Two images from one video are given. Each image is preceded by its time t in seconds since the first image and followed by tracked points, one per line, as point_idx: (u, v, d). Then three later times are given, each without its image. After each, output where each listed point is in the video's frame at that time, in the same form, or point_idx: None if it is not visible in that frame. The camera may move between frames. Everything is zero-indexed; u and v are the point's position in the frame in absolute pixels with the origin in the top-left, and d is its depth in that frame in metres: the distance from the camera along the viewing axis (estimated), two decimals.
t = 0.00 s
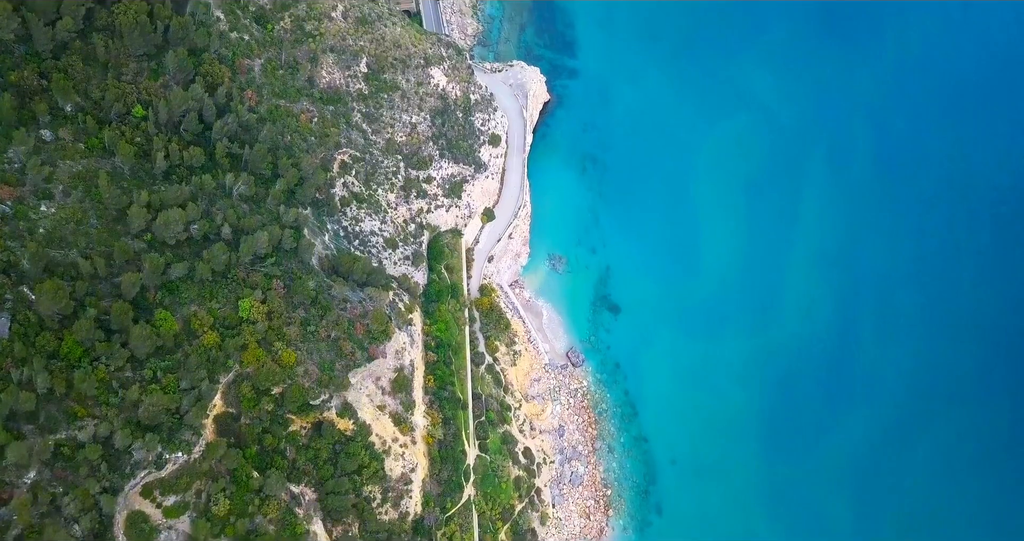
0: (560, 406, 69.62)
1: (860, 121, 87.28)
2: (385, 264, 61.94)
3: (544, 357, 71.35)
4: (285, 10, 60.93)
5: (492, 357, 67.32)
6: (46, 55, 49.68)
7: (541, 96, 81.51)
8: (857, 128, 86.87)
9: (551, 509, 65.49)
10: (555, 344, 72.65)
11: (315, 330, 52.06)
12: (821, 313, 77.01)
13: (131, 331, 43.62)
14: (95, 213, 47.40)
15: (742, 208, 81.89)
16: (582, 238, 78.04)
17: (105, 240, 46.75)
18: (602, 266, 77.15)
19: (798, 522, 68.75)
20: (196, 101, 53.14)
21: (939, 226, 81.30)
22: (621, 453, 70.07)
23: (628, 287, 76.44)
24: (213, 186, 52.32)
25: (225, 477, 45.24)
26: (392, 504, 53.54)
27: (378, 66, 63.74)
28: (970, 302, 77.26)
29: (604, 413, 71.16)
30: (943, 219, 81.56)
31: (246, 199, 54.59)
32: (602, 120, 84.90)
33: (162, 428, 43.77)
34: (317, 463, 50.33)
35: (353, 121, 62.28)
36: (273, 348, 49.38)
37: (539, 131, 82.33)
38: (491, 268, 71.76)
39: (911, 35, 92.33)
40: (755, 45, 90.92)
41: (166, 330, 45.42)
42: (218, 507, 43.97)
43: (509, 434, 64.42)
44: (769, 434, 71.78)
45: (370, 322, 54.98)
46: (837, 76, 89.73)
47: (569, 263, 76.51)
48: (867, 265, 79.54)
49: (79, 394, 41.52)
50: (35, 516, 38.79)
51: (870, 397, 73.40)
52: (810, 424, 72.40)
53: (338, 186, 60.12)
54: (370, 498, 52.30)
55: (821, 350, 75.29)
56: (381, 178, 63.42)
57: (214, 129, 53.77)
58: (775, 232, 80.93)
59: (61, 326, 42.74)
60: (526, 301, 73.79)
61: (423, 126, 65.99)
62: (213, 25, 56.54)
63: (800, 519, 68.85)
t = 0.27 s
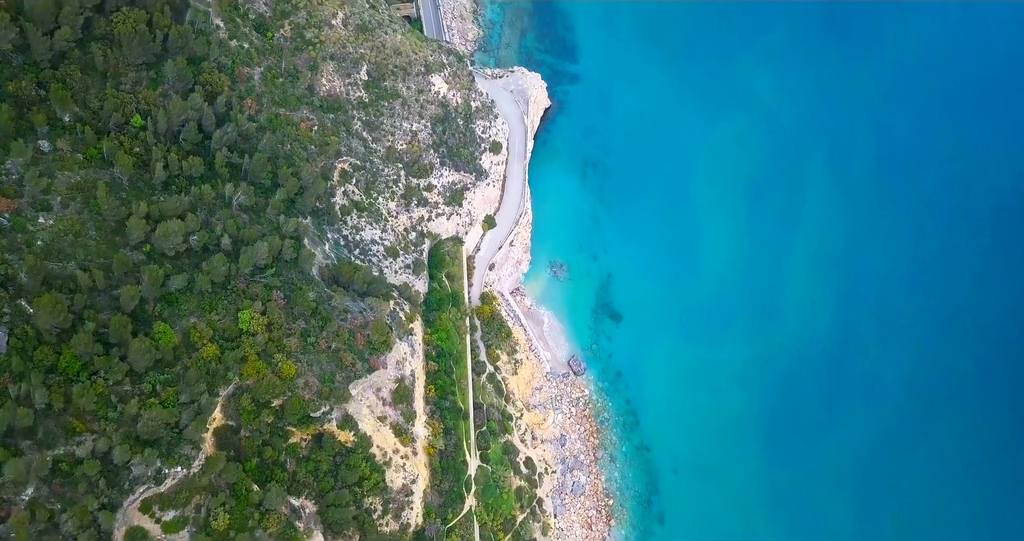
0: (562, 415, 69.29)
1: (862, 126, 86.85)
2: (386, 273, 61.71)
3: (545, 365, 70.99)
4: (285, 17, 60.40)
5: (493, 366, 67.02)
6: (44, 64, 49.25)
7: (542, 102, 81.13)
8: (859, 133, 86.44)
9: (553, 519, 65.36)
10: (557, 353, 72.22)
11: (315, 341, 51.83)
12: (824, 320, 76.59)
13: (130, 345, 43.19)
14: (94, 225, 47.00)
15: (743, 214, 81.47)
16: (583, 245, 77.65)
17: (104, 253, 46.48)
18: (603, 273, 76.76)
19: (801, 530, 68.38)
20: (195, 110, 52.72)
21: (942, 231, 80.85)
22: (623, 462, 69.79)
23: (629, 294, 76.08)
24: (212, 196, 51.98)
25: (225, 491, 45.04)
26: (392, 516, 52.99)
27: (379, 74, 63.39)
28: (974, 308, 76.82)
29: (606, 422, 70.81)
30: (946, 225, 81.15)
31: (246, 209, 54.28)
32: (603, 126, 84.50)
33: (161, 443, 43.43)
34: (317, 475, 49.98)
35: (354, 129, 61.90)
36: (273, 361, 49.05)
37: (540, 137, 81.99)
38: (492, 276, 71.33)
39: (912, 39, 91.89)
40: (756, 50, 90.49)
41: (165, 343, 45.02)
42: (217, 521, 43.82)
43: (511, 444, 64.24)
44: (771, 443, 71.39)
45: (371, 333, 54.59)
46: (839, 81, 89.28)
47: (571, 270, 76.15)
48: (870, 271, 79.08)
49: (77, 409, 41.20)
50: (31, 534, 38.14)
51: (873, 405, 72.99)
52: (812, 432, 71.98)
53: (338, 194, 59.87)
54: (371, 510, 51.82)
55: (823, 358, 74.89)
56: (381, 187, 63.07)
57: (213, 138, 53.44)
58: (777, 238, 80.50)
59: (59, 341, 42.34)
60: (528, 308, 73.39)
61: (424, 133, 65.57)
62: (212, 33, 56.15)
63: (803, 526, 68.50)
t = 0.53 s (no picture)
0: (564, 426, 69.08)
1: (865, 133, 86.48)
2: (387, 283, 61.33)
3: (547, 375, 70.58)
4: (285, 26, 59.90)
5: (495, 377, 66.47)
6: (42, 76, 48.76)
7: (543, 109, 80.72)
8: (862, 140, 86.07)
9: (555, 531, 65.02)
10: (559, 362, 71.97)
11: (315, 355, 51.32)
12: (827, 330, 76.34)
13: (129, 361, 42.73)
14: (92, 238, 46.60)
15: (746, 223, 81.14)
16: (585, 253, 77.31)
17: (103, 267, 46.20)
18: (605, 281, 76.43)
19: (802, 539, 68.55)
20: (194, 121, 52.27)
21: (945, 240, 80.63)
22: (625, 474, 69.72)
23: (632, 304, 75.81)
24: (212, 208, 51.56)
25: (225, 508, 44.73)
26: (394, 530, 52.63)
27: (380, 83, 62.89)
28: (977, 317, 76.65)
29: (608, 432, 70.68)
30: (949, 234, 80.96)
31: (246, 220, 53.87)
32: (605, 133, 84.09)
33: (160, 460, 43.08)
34: (318, 490, 49.56)
35: (354, 139, 61.53)
36: (273, 375, 48.68)
37: (541, 145, 81.62)
38: (493, 285, 70.99)
39: (915, 45, 91.40)
40: (758, 56, 90.06)
41: (164, 358, 44.62)
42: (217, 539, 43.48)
43: (512, 456, 63.72)
44: (774, 453, 71.30)
45: (372, 346, 54.21)
46: (841, 88, 88.86)
47: (572, 279, 75.79)
48: (873, 280, 78.78)
49: (75, 426, 40.87)
50: None
51: (875, 415, 72.98)
52: (816, 442, 71.90)
53: (338, 205, 59.52)
54: (372, 524, 51.43)
55: (827, 368, 74.71)
56: (382, 197, 62.66)
57: (213, 150, 53.04)
58: (780, 247, 80.17)
59: (57, 357, 41.93)
60: (529, 318, 73.03)
61: (425, 143, 65.14)
62: (211, 44, 55.90)
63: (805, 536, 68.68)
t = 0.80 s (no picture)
0: (565, 435, 68.75)
1: (868, 139, 86.10)
2: (387, 293, 61.16)
3: (549, 384, 70.25)
4: (285, 34, 59.47)
5: (496, 386, 66.10)
6: (40, 86, 48.37)
7: (544, 116, 80.37)
8: (862, 145, 85.77)
9: None
10: (560, 371, 71.67)
11: (316, 367, 50.96)
12: (830, 338, 75.94)
13: (128, 375, 42.43)
14: (91, 250, 46.27)
15: (748, 229, 80.74)
16: (586, 260, 76.96)
17: (102, 280, 45.91)
18: (607, 289, 76.09)
19: None
20: (194, 131, 51.92)
21: (949, 247, 80.21)
22: (627, 483, 69.38)
23: (634, 312, 75.42)
24: (211, 219, 51.23)
25: (225, 522, 44.51)
26: None
27: (380, 91, 62.46)
28: (981, 325, 76.31)
29: (609, 441, 70.34)
30: (953, 240, 80.57)
31: (246, 231, 53.62)
32: (606, 139, 83.69)
33: (159, 475, 42.73)
34: (318, 502, 49.08)
35: (355, 148, 61.18)
36: (273, 388, 48.31)
37: (542, 151, 81.28)
38: (494, 293, 70.63)
39: (917, 49, 90.99)
40: (759, 61, 89.68)
41: (164, 372, 44.30)
42: None
43: (514, 466, 63.20)
44: (777, 462, 70.97)
45: (373, 358, 53.75)
46: (843, 93, 88.47)
47: (574, 286, 75.46)
48: (875, 287, 78.39)
49: (74, 442, 40.54)
50: None
51: (879, 424, 72.65)
52: (819, 452, 71.55)
53: (338, 214, 59.26)
54: (372, 536, 50.97)
55: (830, 376, 74.36)
56: (383, 206, 62.39)
57: (213, 159, 52.70)
58: (783, 254, 79.74)
59: (55, 371, 41.58)
60: (531, 326, 72.69)
61: (425, 151, 64.78)
62: (211, 53, 55.64)
63: None
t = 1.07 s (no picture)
0: (567, 445, 68.44)
1: (870, 144, 85.75)
2: (388, 302, 60.69)
3: (550, 393, 69.93)
4: (285, 42, 59.04)
5: (497, 396, 65.73)
6: (38, 96, 48.00)
7: (545, 122, 79.95)
8: (863, 149, 85.49)
9: None
10: (562, 380, 71.35)
11: (316, 379, 50.58)
12: (833, 346, 75.60)
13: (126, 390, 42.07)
14: (89, 262, 45.88)
15: (749, 235, 80.44)
16: (588, 268, 76.61)
17: (101, 292, 45.50)
18: (609, 296, 75.78)
19: None
20: (193, 141, 51.50)
21: (952, 253, 79.87)
22: (629, 493, 69.08)
23: (635, 320, 75.08)
24: (210, 229, 50.79)
25: (224, 537, 44.02)
26: None
27: (380, 99, 62.07)
28: (982, 329, 76.14)
29: (612, 451, 70.04)
30: (956, 246, 80.25)
31: (245, 241, 53.11)
32: (607, 146, 83.31)
33: (158, 491, 42.36)
34: (318, 515, 48.66)
35: (355, 156, 60.74)
36: (273, 401, 47.92)
37: (544, 157, 80.92)
38: (495, 301, 70.27)
39: (916, 52, 90.73)
40: (760, 66, 89.33)
41: (163, 386, 43.88)
42: None
43: (515, 477, 63.04)
44: (780, 472, 70.64)
45: (373, 369, 53.67)
46: (845, 99, 88.11)
47: (575, 294, 75.18)
48: (878, 294, 78.05)
49: (72, 458, 40.16)
50: None
51: (882, 433, 72.37)
52: (822, 460, 71.23)
53: (339, 223, 58.89)
54: None
55: (832, 384, 74.04)
56: (384, 214, 61.92)
57: (212, 169, 52.30)
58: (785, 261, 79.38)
59: (53, 386, 41.21)
60: (532, 334, 72.35)
61: (426, 159, 64.39)
62: (210, 61, 55.32)
63: None
